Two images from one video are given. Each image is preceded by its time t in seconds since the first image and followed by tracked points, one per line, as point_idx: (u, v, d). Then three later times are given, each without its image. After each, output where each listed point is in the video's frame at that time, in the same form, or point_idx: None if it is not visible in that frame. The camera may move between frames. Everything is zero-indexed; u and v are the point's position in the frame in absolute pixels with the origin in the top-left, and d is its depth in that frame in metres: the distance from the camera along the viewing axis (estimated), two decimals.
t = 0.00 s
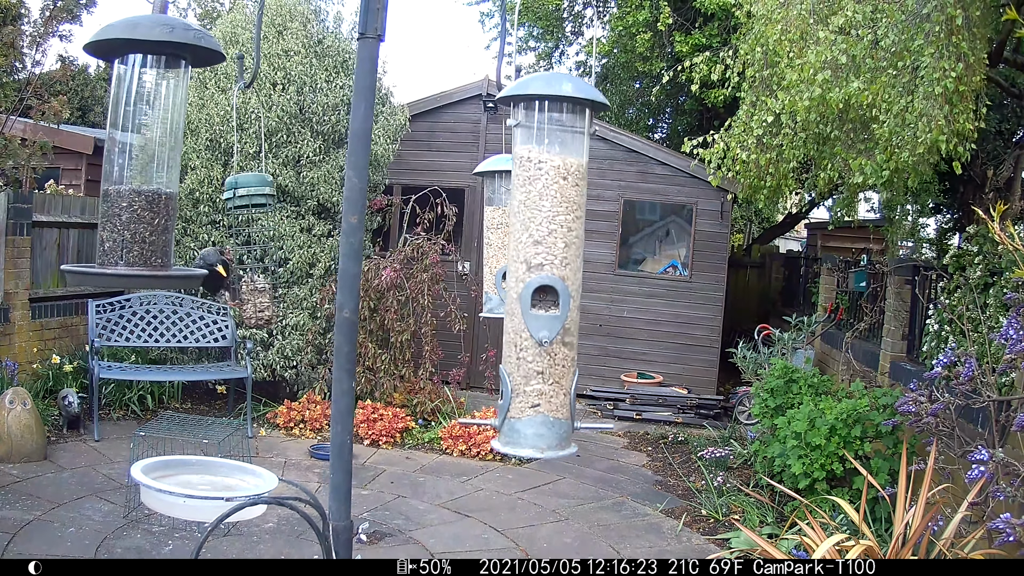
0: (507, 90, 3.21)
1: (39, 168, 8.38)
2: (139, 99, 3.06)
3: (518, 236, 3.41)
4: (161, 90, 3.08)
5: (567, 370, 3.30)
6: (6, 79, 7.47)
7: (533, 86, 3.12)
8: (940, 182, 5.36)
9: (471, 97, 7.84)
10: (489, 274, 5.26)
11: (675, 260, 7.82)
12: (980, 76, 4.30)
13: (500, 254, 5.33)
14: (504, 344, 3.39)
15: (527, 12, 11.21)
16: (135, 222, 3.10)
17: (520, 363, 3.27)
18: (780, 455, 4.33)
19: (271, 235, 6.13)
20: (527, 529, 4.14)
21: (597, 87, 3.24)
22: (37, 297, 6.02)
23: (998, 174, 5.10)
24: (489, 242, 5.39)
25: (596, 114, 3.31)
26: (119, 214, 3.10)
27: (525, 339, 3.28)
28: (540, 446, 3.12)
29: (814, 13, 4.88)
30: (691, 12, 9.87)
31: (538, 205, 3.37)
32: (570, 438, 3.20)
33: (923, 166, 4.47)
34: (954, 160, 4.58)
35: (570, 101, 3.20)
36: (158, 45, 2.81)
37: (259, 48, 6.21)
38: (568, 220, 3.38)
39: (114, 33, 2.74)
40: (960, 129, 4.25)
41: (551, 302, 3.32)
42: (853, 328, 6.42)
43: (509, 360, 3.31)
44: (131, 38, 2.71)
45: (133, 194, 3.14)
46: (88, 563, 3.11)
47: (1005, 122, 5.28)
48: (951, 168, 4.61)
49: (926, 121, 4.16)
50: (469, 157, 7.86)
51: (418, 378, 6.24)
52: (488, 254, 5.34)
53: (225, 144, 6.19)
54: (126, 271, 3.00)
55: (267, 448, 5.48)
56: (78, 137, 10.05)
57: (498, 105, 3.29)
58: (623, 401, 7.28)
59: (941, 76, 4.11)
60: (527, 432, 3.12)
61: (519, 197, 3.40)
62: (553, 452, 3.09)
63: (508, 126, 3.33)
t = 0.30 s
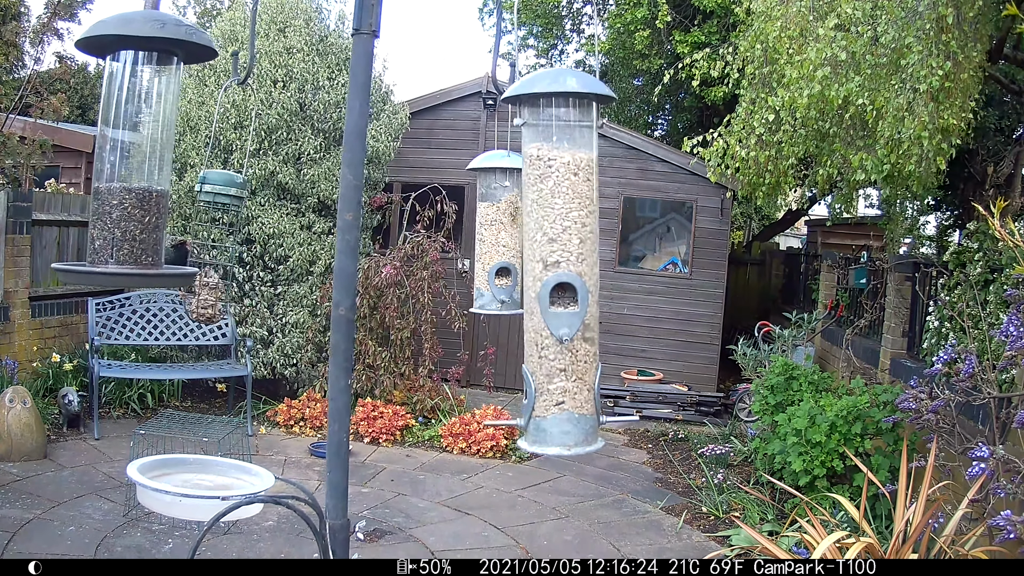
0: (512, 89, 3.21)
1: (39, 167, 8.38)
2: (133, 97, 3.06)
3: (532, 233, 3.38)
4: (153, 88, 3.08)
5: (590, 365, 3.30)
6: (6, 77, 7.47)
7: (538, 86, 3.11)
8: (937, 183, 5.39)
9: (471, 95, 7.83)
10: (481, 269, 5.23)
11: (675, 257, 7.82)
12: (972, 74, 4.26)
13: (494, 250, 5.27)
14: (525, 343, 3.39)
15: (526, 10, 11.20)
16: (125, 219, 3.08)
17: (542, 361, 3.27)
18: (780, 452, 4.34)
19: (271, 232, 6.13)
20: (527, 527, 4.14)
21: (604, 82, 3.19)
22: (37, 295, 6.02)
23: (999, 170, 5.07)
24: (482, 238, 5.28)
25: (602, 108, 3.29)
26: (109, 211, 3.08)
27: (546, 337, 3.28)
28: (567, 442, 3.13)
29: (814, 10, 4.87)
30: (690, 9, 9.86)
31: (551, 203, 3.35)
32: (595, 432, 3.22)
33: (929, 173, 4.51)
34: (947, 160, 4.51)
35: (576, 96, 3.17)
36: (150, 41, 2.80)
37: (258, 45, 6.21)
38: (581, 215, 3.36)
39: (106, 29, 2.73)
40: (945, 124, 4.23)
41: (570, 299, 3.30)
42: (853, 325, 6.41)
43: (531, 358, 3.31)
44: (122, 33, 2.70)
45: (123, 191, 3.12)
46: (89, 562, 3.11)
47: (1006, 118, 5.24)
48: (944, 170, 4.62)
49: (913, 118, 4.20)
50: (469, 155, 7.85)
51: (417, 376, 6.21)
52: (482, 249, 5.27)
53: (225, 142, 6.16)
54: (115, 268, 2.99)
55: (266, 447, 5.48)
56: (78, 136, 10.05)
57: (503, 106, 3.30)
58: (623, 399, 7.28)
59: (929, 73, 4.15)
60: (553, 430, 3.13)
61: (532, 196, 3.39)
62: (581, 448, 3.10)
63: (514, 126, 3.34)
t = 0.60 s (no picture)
0: (489, 84, 3.30)
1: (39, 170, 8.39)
2: (131, 102, 3.07)
3: (494, 231, 3.47)
4: (152, 93, 3.09)
5: (538, 370, 3.34)
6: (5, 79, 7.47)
7: (513, 81, 3.21)
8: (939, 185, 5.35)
9: (471, 97, 7.84)
10: (456, 268, 5.26)
11: (674, 259, 7.82)
12: (970, 80, 4.25)
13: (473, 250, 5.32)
14: (477, 341, 3.46)
15: (525, 12, 11.21)
16: (123, 225, 3.10)
17: (489, 361, 3.33)
18: (780, 454, 4.33)
19: (271, 234, 6.13)
20: (526, 529, 4.14)
21: (581, 84, 3.28)
22: (37, 298, 6.02)
23: (998, 172, 5.09)
24: (460, 236, 5.38)
25: (578, 111, 3.37)
26: (107, 217, 3.10)
27: (495, 337, 3.35)
28: (507, 447, 3.15)
29: (813, 12, 4.86)
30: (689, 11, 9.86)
31: (514, 200, 3.43)
32: (537, 440, 3.25)
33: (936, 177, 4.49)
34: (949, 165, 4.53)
35: (551, 96, 3.26)
36: (146, 48, 2.81)
37: (257, 48, 6.22)
38: (543, 216, 3.45)
39: (102, 35, 2.74)
40: (943, 130, 4.22)
41: (524, 300, 3.37)
42: (853, 326, 6.41)
43: (480, 357, 3.37)
44: (118, 41, 2.71)
45: (121, 197, 3.14)
46: (89, 564, 3.11)
47: (1005, 120, 5.27)
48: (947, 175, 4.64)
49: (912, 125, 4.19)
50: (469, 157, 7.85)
51: (418, 378, 6.24)
52: (459, 247, 5.34)
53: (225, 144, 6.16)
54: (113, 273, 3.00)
55: (266, 449, 5.47)
56: (77, 139, 10.06)
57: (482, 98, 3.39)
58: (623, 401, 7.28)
59: (927, 79, 4.15)
60: (494, 433, 3.15)
61: (495, 192, 3.47)
62: (520, 454, 3.12)
63: (488, 119, 3.42)
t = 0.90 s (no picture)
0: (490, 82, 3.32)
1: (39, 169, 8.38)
2: (133, 100, 3.07)
3: (488, 229, 3.51)
4: (155, 91, 3.09)
5: (527, 369, 3.40)
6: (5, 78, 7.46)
7: (513, 81, 3.24)
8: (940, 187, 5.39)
9: (471, 97, 7.84)
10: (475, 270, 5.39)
11: (675, 260, 7.82)
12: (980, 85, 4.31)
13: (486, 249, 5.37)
14: (468, 337, 3.52)
15: (525, 12, 11.20)
16: (125, 223, 3.10)
17: (479, 358, 3.38)
18: (780, 455, 4.34)
19: (271, 234, 6.15)
20: (526, 529, 4.15)
21: (580, 87, 3.34)
22: (37, 297, 6.02)
23: (999, 173, 5.10)
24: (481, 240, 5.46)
25: (577, 112, 3.40)
26: (108, 215, 3.09)
27: (485, 335, 3.41)
28: (493, 445, 3.20)
29: (814, 13, 4.86)
30: (689, 11, 9.85)
31: (510, 199, 3.44)
32: (524, 439, 3.29)
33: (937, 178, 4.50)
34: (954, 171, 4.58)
35: (550, 97, 3.31)
36: (150, 47, 2.82)
37: (258, 48, 6.21)
38: (538, 216, 3.46)
39: (105, 34, 2.76)
40: (961, 138, 4.28)
41: (515, 299, 3.43)
42: (853, 327, 6.41)
43: (470, 354, 3.42)
44: (121, 39, 2.72)
45: (123, 195, 3.14)
46: (89, 563, 3.11)
47: (1006, 121, 5.26)
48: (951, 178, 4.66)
49: (927, 132, 4.16)
50: (469, 157, 7.86)
51: (417, 378, 6.31)
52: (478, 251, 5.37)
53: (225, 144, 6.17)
54: (115, 272, 3.00)
55: (267, 448, 5.47)
56: (78, 138, 10.06)
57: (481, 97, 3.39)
58: (623, 401, 7.28)
59: (943, 87, 4.12)
60: (481, 430, 3.21)
61: (491, 191, 3.49)
62: (505, 452, 3.18)
63: (487, 118, 3.42)
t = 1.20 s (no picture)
0: (506, 89, 3.19)
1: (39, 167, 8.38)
2: (134, 98, 3.07)
3: (522, 235, 3.39)
4: (156, 89, 3.10)
5: (577, 367, 3.24)
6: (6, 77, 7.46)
7: (530, 85, 3.09)
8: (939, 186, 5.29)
9: (471, 95, 7.83)
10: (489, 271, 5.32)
11: (675, 257, 7.82)
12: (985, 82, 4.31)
13: (501, 251, 5.34)
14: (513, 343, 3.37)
15: (526, 9, 11.18)
16: (127, 220, 3.08)
17: (527, 362, 3.23)
18: (780, 452, 4.34)
19: (270, 232, 6.13)
20: (526, 527, 4.14)
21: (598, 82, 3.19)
22: (37, 295, 6.02)
23: (999, 171, 5.06)
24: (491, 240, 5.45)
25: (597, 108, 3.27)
26: (110, 212, 3.08)
27: (532, 338, 3.25)
28: (551, 444, 3.06)
29: (814, 10, 4.90)
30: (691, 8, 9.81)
31: (541, 203, 3.35)
32: (581, 435, 3.15)
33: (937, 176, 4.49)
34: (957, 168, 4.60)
35: (570, 97, 3.16)
36: (151, 42, 2.80)
37: (258, 45, 6.21)
38: (571, 216, 3.36)
39: (107, 29, 2.74)
40: (966, 135, 4.23)
41: (557, 300, 3.28)
42: (853, 325, 6.41)
43: (517, 360, 3.27)
44: (123, 34, 2.71)
45: (124, 191, 3.12)
46: (89, 561, 3.11)
47: (1006, 118, 5.31)
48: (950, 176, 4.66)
49: (933, 129, 4.16)
50: (470, 155, 7.85)
51: (417, 376, 6.21)
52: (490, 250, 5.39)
53: (226, 142, 6.17)
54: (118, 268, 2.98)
55: (267, 447, 5.48)
56: (77, 136, 10.05)
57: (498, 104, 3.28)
58: (623, 399, 7.28)
59: (948, 83, 4.11)
60: (538, 431, 3.07)
61: (522, 196, 3.40)
62: (565, 450, 3.03)
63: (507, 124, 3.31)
